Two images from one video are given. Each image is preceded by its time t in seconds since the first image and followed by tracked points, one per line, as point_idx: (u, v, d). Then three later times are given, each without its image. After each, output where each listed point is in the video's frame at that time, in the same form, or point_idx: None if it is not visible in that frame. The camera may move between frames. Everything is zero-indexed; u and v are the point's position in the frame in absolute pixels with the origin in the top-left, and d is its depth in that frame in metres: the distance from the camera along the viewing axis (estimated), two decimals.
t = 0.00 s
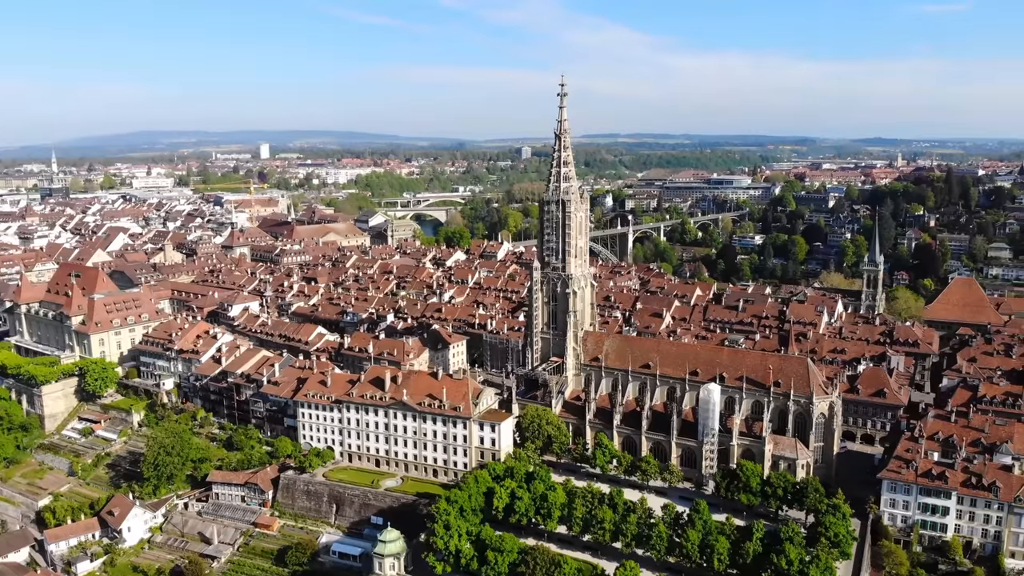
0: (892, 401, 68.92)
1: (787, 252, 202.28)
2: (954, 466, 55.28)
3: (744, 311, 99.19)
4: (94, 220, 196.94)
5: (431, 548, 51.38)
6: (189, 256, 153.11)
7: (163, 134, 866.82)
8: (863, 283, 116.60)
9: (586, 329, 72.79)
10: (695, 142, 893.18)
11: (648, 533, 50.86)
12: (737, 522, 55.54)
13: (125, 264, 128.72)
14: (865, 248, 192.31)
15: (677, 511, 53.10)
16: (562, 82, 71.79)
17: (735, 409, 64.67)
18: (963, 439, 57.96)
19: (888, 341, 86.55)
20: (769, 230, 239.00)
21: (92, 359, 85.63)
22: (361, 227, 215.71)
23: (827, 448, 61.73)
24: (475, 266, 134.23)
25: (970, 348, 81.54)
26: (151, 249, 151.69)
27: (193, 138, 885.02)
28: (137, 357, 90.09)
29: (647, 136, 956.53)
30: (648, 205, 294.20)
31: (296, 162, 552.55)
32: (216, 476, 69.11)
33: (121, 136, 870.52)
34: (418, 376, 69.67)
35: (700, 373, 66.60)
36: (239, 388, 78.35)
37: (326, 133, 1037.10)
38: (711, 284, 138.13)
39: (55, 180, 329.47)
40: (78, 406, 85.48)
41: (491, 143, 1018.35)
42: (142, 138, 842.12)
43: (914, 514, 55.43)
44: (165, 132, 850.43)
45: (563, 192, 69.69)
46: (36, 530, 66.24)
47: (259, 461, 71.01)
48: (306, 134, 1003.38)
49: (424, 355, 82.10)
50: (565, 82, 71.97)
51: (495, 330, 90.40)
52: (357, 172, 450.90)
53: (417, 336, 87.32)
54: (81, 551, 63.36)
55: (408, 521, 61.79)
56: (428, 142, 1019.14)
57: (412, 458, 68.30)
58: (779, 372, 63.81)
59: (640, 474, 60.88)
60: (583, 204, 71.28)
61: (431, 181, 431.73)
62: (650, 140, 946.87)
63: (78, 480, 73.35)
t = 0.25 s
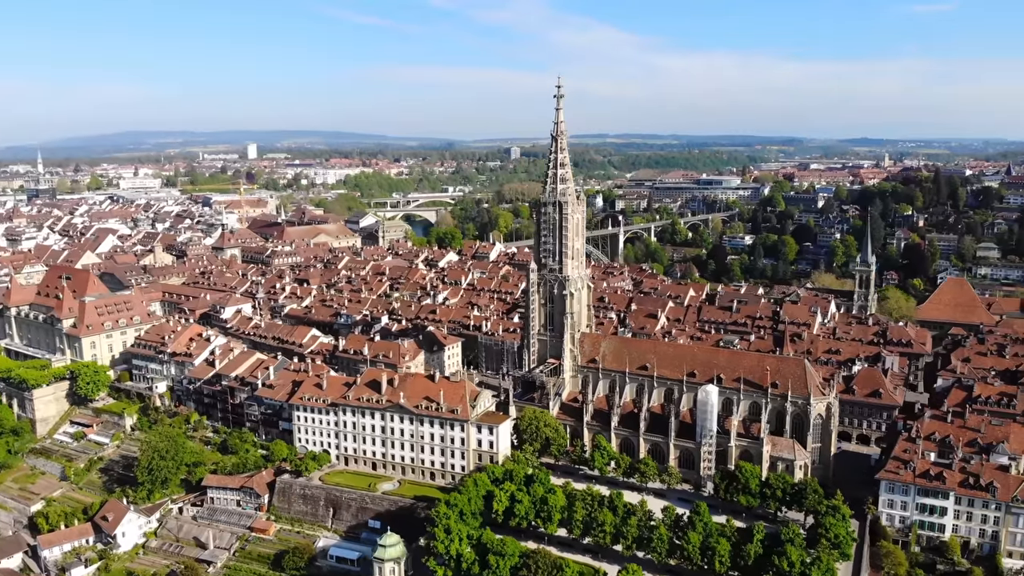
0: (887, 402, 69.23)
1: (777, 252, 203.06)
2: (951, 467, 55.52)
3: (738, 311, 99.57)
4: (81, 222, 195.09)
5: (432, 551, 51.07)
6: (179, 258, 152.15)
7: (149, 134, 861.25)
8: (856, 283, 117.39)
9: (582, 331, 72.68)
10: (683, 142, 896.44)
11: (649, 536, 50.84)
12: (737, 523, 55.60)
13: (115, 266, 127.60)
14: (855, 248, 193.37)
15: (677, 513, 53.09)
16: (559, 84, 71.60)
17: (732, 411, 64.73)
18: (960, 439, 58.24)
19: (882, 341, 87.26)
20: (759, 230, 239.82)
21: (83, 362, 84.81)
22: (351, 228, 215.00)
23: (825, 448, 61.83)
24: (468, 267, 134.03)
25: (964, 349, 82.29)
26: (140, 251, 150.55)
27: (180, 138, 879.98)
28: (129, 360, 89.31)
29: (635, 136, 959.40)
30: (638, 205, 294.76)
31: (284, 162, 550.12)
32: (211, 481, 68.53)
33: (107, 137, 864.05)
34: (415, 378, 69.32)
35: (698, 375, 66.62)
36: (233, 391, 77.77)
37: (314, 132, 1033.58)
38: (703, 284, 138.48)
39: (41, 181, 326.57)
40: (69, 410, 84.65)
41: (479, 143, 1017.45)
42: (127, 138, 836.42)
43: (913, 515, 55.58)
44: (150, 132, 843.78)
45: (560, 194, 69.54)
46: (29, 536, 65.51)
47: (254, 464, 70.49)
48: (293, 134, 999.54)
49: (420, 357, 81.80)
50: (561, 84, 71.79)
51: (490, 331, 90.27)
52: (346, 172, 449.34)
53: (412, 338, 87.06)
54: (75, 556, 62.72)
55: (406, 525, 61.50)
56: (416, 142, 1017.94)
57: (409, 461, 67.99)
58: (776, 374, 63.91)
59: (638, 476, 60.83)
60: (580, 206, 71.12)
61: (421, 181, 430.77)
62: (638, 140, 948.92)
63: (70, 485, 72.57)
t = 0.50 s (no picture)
0: (883, 402, 69.46)
1: (768, 252, 203.66)
2: (949, 468, 55.68)
3: (733, 312, 99.87)
4: (70, 223, 193.77)
5: (432, 556, 51.39)
6: (170, 259, 151.18)
7: (137, 134, 856.52)
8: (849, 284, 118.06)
9: (579, 332, 72.64)
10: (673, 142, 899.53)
11: (650, 538, 50.80)
12: (736, 525, 55.64)
13: (106, 267, 126.63)
14: (846, 249, 194.30)
15: (677, 515, 53.10)
16: (556, 85, 71.42)
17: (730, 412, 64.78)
18: (957, 440, 58.47)
19: (876, 341, 88.02)
20: (750, 230, 240.47)
21: (76, 365, 84.08)
22: (343, 229, 214.32)
23: (822, 449, 61.99)
24: (461, 268, 133.81)
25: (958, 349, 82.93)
26: (131, 252, 149.42)
27: (168, 138, 875.62)
28: (122, 363, 88.63)
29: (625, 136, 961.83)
30: (629, 206, 295.18)
31: (274, 163, 547.90)
32: (206, 484, 68.02)
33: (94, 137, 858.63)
34: (412, 381, 69.06)
35: (696, 376, 66.64)
36: (228, 394, 77.25)
37: (303, 132, 1030.21)
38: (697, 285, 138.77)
39: (29, 182, 324.13)
40: (62, 414, 83.93)
41: (469, 143, 1016.84)
42: (115, 138, 831.72)
43: (911, 515, 55.75)
44: (138, 132, 839.48)
45: (557, 195, 69.41)
46: (22, 541, 64.85)
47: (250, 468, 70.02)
48: (283, 134, 996.05)
49: (416, 359, 81.53)
50: (558, 85, 71.61)
51: (486, 333, 90.17)
52: (336, 173, 447.95)
53: (408, 340, 86.86)
54: (70, 562, 62.10)
55: (405, 529, 61.27)
56: (406, 142, 1016.86)
57: (406, 464, 67.73)
58: (774, 375, 64.00)
59: (637, 478, 60.81)
60: (577, 207, 71.01)
61: (411, 182, 429.85)
62: (628, 140, 951.14)
63: (64, 490, 71.87)
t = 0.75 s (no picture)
0: (879, 403, 69.71)
1: (758, 253, 204.27)
2: (947, 469, 55.86)
3: (727, 313, 100.13)
4: (58, 224, 192.04)
5: (432, 560, 51.43)
6: (160, 261, 150.05)
7: (123, 135, 851.04)
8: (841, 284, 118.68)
9: (576, 334, 72.49)
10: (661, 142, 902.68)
11: (651, 541, 50.74)
12: (736, 526, 55.66)
13: (96, 270, 125.56)
14: (836, 249, 195.55)
15: (677, 517, 53.06)
16: (552, 87, 71.34)
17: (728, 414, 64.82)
18: (953, 441, 58.74)
19: (870, 342, 88.54)
20: (741, 231, 241.13)
21: (68, 369, 83.29)
22: (334, 230, 213.61)
23: (820, 451, 62.18)
24: (454, 270, 133.55)
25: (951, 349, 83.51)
26: (120, 253, 148.30)
27: (154, 138, 870.87)
28: (114, 366, 87.85)
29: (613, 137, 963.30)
30: (620, 207, 295.51)
31: (261, 162, 544.81)
32: (201, 489, 67.45)
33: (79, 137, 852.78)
34: (409, 384, 68.71)
35: (693, 378, 66.63)
36: (222, 398, 76.67)
37: (291, 132, 1026.40)
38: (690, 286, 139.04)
39: (14, 183, 321.08)
40: (53, 418, 83.13)
41: (458, 143, 1015.97)
42: (100, 139, 825.59)
43: (909, 515, 55.94)
44: (124, 132, 834.17)
45: (554, 197, 69.30)
46: (15, 548, 64.08)
47: (245, 472, 69.51)
48: (270, 134, 991.84)
49: (411, 361, 81.19)
50: (554, 87, 71.52)
51: (481, 334, 90.01)
52: (325, 173, 446.19)
53: (403, 342, 86.55)
54: (63, 568, 61.42)
55: (403, 533, 61.00)
56: (395, 142, 1015.62)
57: (403, 468, 67.42)
58: (772, 377, 64.09)
59: (636, 480, 60.72)
60: (574, 209, 70.92)
61: (400, 182, 428.45)
62: (616, 141, 953.24)
63: (56, 495, 71.10)
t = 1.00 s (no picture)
0: (875, 403, 70.02)
1: (750, 253, 204.80)
2: (944, 469, 56.09)
3: (721, 314, 100.35)
4: (46, 225, 190.37)
5: (432, 563, 51.33)
6: (151, 262, 149.09)
7: (110, 135, 845.61)
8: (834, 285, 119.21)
9: (573, 336, 72.37)
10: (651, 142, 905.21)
11: (651, 544, 50.71)
12: (735, 528, 55.73)
13: (86, 271, 124.56)
14: (827, 249, 196.78)
15: (677, 519, 53.07)
16: (548, 88, 71.20)
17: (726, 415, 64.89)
18: (950, 441, 59.02)
19: (864, 342, 88.95)
20: (732, 231, 241.72)
21: (60, 372, 82.60)
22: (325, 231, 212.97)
23: (817, 451, 62.33)
24: (447, 272, 133.33)
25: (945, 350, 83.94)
26: (110, 255, 147.19)
27: (142, 138, 865.84)
28: (107, 369, 87.15)
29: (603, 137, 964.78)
30: (611, 207, 295.80)
31: (251, 162, 542.00)
32: (197, 493, 66.96)
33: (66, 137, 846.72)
34: (406, 386, 68.46)
35: (690, 379, 66.65)
36: (217, 401, 76.14)
37: (280, 133, 1022.94)
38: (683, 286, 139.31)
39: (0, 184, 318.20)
40: (46, 422, 82.40)
41: (448, 143, 1015.32)
42: (87, 139, 820.09)
43: (907, 516, 56.16)
44: (111, 132, 829.08)
45: (551, 199, 69.21)
46: (8, 553, 63.40)
47: (241, 475, 69.07)
48: (259, 134, 987.71)
49: (407, 363, 80.92)
50: (550, 88, 71.39)
51: (476, 336, 89.90)
52: (315, 173, 444.57)
53: (399, 344, 86.29)
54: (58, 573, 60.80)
55: (401, 536, 60.83)
56: (384, 142, 1013.80)
57: (401, 470, 67.17)
58: (769, 378, 64.17)
59: (634, 481, 60.71)
60: (571, 210, 70.85)
61: (391, 182, 427.40)
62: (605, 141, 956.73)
63: (50, 499, 70.39)
